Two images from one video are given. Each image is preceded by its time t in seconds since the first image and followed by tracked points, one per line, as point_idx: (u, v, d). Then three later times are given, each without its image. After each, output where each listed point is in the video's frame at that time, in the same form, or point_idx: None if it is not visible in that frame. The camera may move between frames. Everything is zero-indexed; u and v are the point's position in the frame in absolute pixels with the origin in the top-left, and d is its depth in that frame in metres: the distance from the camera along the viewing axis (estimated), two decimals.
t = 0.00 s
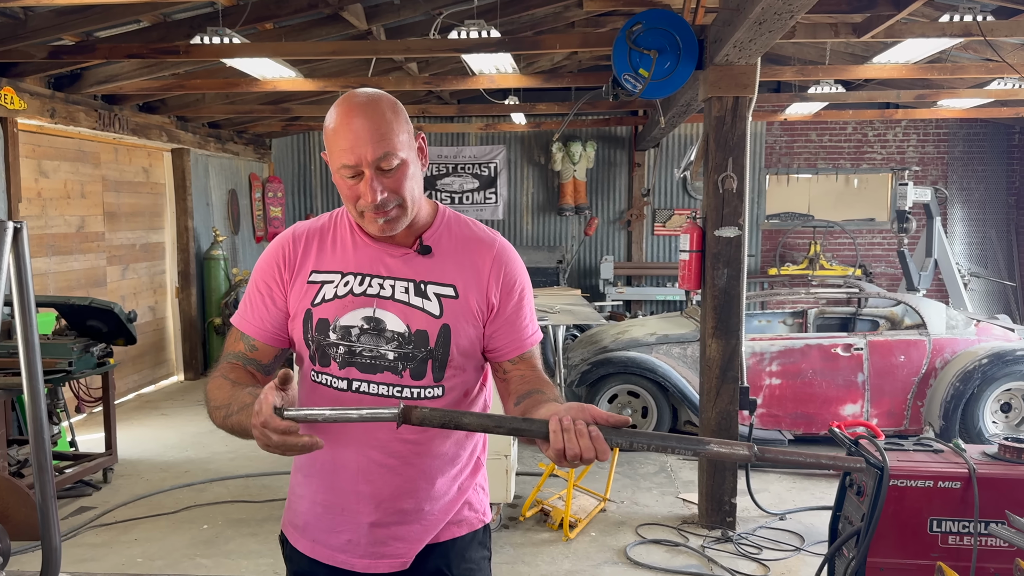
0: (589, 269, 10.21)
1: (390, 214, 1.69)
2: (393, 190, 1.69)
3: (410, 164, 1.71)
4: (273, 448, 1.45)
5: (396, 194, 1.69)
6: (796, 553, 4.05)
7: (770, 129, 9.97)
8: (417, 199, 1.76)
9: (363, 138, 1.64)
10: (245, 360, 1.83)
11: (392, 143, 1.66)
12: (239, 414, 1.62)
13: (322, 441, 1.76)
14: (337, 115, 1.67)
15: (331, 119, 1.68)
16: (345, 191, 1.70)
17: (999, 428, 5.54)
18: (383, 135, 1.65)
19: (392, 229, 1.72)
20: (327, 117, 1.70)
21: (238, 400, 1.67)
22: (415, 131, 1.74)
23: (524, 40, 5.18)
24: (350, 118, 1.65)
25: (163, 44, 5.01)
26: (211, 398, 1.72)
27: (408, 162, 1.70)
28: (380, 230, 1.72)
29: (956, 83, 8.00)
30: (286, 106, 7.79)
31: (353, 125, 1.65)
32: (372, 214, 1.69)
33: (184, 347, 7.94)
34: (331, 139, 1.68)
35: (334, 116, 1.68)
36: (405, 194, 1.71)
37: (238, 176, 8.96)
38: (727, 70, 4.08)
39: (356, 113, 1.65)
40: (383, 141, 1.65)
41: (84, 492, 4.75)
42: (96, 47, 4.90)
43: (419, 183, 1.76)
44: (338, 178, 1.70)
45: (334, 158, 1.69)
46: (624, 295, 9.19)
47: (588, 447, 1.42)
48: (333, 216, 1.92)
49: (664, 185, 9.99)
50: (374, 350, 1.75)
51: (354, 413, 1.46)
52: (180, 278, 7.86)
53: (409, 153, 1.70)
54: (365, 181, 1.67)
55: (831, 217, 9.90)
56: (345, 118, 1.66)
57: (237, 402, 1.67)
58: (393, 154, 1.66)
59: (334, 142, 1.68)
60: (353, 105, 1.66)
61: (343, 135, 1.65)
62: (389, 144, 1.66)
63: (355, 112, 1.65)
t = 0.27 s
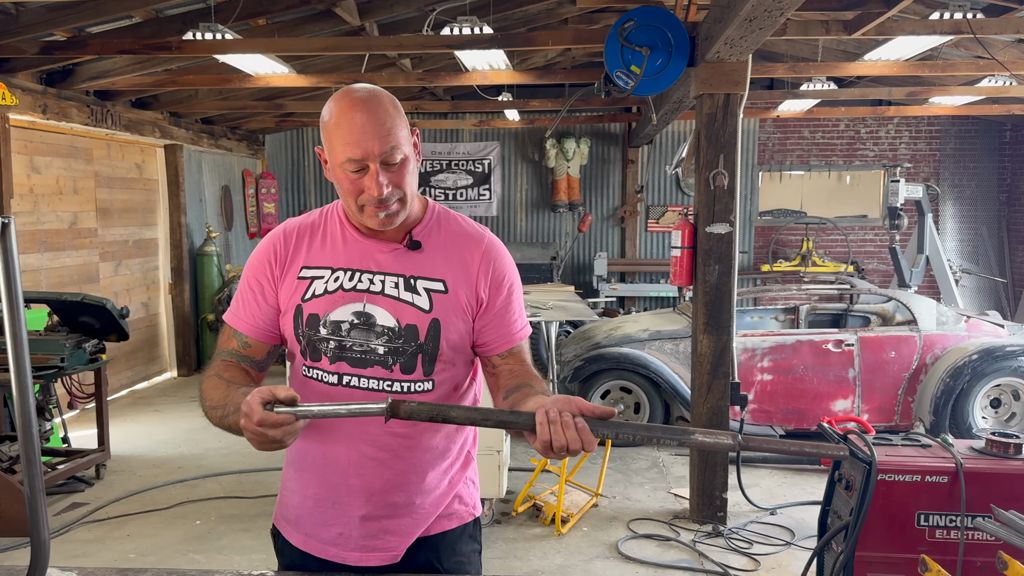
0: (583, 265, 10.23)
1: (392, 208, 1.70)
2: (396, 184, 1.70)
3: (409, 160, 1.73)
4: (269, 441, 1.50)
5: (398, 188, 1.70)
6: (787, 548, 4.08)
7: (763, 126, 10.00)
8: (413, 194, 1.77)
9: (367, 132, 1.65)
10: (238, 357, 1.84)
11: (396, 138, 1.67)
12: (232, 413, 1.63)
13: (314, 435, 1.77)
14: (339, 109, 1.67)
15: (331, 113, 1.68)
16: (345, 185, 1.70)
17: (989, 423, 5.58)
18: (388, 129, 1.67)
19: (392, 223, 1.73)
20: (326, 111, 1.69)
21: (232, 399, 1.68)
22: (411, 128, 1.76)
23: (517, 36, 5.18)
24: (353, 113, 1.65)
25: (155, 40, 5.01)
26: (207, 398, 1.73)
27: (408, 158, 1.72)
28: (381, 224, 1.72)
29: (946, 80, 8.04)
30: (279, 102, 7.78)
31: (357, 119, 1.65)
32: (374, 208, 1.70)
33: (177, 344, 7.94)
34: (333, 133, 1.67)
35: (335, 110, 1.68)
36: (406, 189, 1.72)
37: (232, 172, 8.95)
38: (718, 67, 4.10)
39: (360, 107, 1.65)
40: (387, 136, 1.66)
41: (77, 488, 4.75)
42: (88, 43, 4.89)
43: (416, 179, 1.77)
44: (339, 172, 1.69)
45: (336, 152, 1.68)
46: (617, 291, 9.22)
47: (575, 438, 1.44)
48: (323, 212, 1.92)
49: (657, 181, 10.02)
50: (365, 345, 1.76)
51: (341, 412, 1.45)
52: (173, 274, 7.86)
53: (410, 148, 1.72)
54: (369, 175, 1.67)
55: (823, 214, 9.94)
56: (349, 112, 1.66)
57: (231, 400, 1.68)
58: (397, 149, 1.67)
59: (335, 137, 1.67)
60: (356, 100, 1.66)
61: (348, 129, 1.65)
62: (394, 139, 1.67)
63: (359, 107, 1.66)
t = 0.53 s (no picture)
0: (579, 262, 10.23)
1: (405, 204, 1.68)
2: (410, 181, 1.69)
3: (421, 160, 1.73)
4: (224, 457, 1.46)
5: (412, 186, 1.70)
6: (781, 543, 4.09)
7: (758, 123, 10.01)
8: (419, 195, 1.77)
9: (386, 128, 1.64)
10: (231, 357, 1.85)
11: (412, 136, 1.68)
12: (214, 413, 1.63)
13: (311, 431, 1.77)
14: (356, 105, 1.66)
15: (344, 111, 1.66)
16: (360, 180, 1.67)
17: (982, 419, 5.61)
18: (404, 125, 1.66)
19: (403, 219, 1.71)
20: (340, 108, 1.67)
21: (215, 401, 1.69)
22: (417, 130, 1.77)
23: (512, 33, 5.18)
24: (374, 108, 1.64)
25: (149, 36, 4.99)
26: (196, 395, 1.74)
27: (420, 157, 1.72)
28: (393, 220, 1.70)
29: (941, 77, 8.06)
30: (274, 98, 7.77)
31: (378, 114, 1.64)
32: (388, 203, 1.67)
33: (172, 340, 7.93)
34: (351, 127, 1.66)
35: (350, 106, 1.66)
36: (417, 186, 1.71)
37: (226, 168, 8.94)
38: (713, 64, 4.10)
39: (375, 102, 1.65)
40: (405, 133, 1.66)
41: (71, 485, 4.75)
42: (82, 39, 4.87)
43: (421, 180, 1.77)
44: (354, 166, 1.66)
45: (353, 146, 1.65)
46: (612, 288, 9.23)
47: (588, 429, 1.45)
48: (319, 208, 1.91)
49: (653, 178, 10.02)
50: (363, 340, 1.75)
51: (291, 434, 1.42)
52: (168, 270, 7.85)
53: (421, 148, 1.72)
54: (387, 170, 1.66)
55: (818, 211, 9.96)
56: (368, 108, 1.65)
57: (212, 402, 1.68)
58: (413, 147, 1.68)
59: (352, 132, 1.65)
60: (375, 96, 1.66)
61: (367, 123, 1.64)
62: (411, 137, 1.68)
63: (378, 103, 1.65)
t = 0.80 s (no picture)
0: (576, 259, 10.24)
1: (394, 208, 1.68)
2: (402, 185, 1.67)
3: (417, 162, 1.70)
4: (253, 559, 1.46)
5: (405, 190, 1.68)
6: (777, 540, 4.10)
7: (755, 120, 10.00)
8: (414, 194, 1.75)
9: (381, 132, 1.61)
10: (236, 363, 1.81)
11: (407, 141, 1.65)
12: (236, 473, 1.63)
13: (309, 431, 1.76)
14: (355, 105, 1.63)
15: (341, 107, 1.64)
16: (352, 181, 1.66)
17: (978, 416, 5.62)
18: (398, 129, 1.63)
19: (393, 220, 1.71)
20: (339, 105, 1.64)
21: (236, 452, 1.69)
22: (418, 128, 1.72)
23: (509, 29, 5.16)
24: (371, 110, 1.61)
25: (145, 32, 4.96)
26: (214, 428, 1.73)
27: (415, 160, 1.69)
28: (382, 221, 1.70)
29: (938, 75, 8.06)
30: (270, 94, 7.75)
31: (373, 118, 1.61)
32: (378, 205, 1.67)
33: (168, 337, 7.91)
34: (347, 127, 1.63)
35: (348, 105, 1.63)
36: (410, 190, 1.69)
37: (223, 165, 8.92)
38: (710, 61, 4.09)
39: (372, 103, 1.61)
40: (399, 138, 1.63)
41: (66, 482, 4.74)
42: (77, 35, 4.85)
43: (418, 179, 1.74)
44: (347, 167, 1.65)
45: (347, 146, 1.64)
46: (609, 285, 9.23)
47: (597, 429, 1.44)
48: (316, 205, 1.87)
49: (650, 175, 10.03)
50: (364, 339, 1.73)
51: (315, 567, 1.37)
52: (164, 267, 7.83)
53: (417, 150, 1.69)
54: (379, 175, 1.64)
55: (815, 208, 9.97)
56: (365, 109, 1.62)
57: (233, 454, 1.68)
58: (407, 153, 1.65)
59: (347, 132, 1.63)
60: (374, 97, 1.62)
61: (363, 127, 1.61)
62: (405, 142, 1.64)
63: (375, 105, 1.62)
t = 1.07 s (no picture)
0: (575, 257, 10.24)
1: (347, 196, 1.61)
2: (359, 174, 1.60)
3: (388, 159, 1.63)
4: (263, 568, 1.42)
5: (362, 181, 1.60)
6: (775, 538, 4.10)
7: (753, 117, 10.00)
8: (388, 196, 1.66)
9: (344, 115, 1.59)
10: (248, 368, 1.77)
11: (372, 129, 1.59)
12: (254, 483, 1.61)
13: (310, 428, 1.75)
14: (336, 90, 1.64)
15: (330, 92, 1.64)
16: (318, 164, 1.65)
17: (976, 414, 5.63)
18: (369, 120, 1.59)
19: (349, 211, 1.64)
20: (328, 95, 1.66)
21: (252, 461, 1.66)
22: (405, 131, 1.66)
23: (507, 27, 5.16)
24: (343, 95, 1.61)
25: (144, 29, 4.95)
26: (234, 437, 1.68)
27: (385, 155, 1.62)
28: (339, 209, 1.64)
29: (937, 72, 8.06)
30: (269, 92, 7.75)
31: (341, 100, 1.60)
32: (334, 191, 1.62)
33: (167, 335, 7.91)
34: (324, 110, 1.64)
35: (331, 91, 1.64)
36: (371, 183, 1.62)
37: (221, 162, 8.92)
38: (709, 58, 4.09)
39: (353, 89, 1.60)
40: (363, 126, 1.58)
41: (65, 480, 4.73)
42: (76, 32, 4.84)
43: (395, 181, 1.67)
44: (317, 149, 1.65)
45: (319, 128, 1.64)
46: (608, 283, 9.24)
47: (587, 441, 1.45)
48: (316, 204, 1.87)
49: (649, 173, 10.03)
50: (364, 336, 1.72)
51: None
52: (162, 265, 7.83)
53: (389, 147, 1.62)
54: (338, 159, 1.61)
55: (813, 206, 9.98)
56: (340, 94, 1.61)
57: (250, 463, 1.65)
58: (370, 141, 1.59)
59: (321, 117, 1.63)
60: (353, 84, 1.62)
61: (332, 109, 1.61)
62: (369, 130, 1.59)
63: (349, 90, 1.61)
